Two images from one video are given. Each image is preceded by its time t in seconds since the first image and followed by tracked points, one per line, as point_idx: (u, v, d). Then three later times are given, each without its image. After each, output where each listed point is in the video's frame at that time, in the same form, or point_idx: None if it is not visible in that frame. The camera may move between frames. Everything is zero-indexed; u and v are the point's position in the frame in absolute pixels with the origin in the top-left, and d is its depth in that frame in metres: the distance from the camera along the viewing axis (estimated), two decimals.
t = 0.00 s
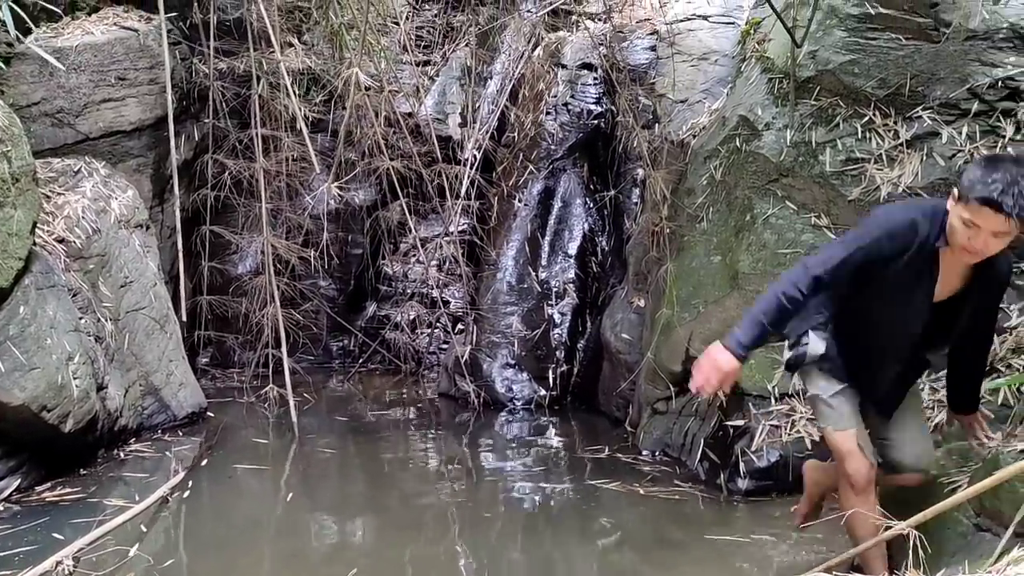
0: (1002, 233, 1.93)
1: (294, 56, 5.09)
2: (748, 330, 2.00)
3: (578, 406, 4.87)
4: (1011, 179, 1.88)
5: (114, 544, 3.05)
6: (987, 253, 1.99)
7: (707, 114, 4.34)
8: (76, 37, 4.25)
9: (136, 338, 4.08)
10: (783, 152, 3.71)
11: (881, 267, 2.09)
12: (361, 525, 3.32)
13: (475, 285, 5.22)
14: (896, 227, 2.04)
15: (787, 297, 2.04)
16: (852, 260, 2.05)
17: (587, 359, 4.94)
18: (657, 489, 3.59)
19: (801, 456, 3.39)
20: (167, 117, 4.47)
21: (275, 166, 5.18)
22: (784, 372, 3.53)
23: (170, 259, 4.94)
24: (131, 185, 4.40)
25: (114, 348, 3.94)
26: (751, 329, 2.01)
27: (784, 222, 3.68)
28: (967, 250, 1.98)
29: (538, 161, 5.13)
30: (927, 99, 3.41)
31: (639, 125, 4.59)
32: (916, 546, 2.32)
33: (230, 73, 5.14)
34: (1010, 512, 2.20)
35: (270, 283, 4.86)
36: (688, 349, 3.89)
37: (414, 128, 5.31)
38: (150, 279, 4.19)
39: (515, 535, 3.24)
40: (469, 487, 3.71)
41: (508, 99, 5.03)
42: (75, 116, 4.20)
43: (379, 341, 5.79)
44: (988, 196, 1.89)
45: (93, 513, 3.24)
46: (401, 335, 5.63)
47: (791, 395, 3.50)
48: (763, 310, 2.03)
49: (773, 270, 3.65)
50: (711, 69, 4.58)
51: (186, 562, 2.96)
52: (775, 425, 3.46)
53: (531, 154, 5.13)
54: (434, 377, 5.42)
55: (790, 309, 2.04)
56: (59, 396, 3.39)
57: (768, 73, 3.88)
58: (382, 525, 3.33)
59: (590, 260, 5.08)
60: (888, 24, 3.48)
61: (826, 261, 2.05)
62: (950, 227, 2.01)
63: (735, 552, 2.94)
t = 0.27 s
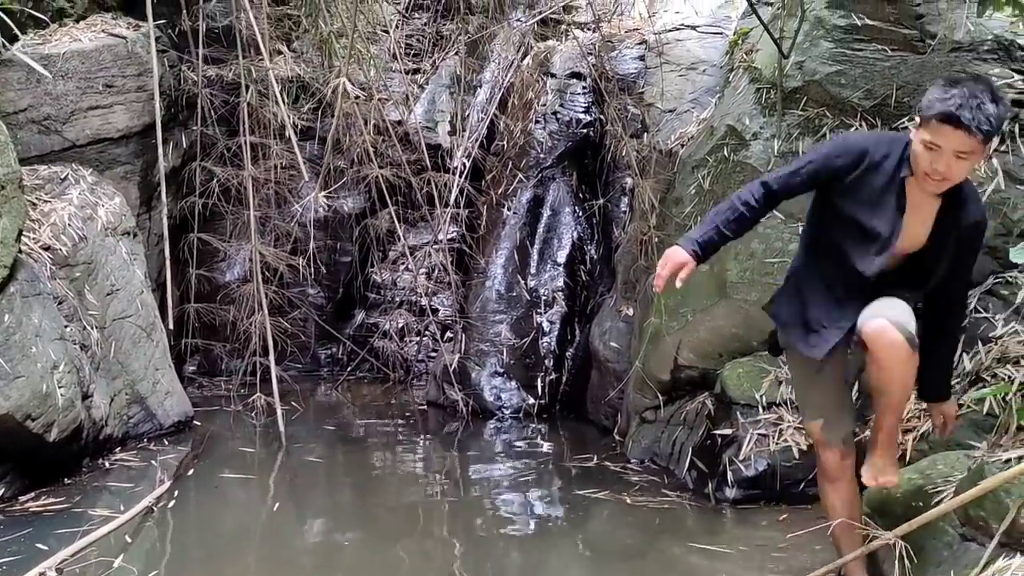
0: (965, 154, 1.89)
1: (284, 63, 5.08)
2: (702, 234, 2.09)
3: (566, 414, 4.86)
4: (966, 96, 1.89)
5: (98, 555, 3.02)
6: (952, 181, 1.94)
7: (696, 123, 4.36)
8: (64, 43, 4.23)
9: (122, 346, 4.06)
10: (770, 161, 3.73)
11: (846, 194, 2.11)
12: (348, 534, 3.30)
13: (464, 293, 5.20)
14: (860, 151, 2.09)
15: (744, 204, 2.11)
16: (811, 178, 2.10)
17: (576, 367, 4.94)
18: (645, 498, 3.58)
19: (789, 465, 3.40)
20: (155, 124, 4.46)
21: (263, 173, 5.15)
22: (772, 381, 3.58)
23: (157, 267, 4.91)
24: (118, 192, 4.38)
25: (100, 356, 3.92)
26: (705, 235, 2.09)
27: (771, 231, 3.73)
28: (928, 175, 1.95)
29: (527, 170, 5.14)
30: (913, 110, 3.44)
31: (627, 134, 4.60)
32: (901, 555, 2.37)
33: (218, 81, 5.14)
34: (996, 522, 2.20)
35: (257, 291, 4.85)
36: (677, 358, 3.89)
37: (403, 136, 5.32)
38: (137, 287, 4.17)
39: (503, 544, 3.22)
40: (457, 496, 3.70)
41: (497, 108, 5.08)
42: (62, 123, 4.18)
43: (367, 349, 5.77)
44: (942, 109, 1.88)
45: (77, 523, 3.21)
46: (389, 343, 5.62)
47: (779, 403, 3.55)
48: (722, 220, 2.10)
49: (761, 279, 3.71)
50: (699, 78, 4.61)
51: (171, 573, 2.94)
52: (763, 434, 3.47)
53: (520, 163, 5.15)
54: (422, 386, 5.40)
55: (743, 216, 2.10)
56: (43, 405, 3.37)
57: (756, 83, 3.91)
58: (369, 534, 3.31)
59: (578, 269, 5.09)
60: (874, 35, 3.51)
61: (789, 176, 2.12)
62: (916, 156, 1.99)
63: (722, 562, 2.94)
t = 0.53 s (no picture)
0: (884, 135, 1.91)
1: (275, 71, 5.08)
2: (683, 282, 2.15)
3: (557, 422, 4.86)
4: (871, 80, 1.93)
5: (86, 565, 3.00)
6: (886, 166, 1.95)
7: (686, 131, 4.39)
8: (53, 51, 4.23)
9: (111, 354, 4.04)
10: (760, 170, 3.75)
11: (792, 201, 2.16)
12: (339, 543, 3.29)
13: (455, 300, 5.20)
14: (800, 161, 2.14)
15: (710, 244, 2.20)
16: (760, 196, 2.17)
17: (567, 374, 4.94)
18: (636, 506, 3.58)
19: (778, 472, 3.40)
20: (145, 131, 4.45)
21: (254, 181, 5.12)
22: (762, 389, 3.60)
23: (147, 275, 4.90)
24: (108, 199, 4.37)
25: (89, 364, 3.90)
26: (687, 281, 2.16)
27: (762, 239, 3.75)
28: (857, 164, 1.97)
29: (518, 177, 5.15)
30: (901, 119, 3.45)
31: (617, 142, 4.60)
32: (890, 563, 2.38)
33: (209, 88, 5.14)
34: (983, 531, 2.21)
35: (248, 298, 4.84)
36: (668, 366, 3.90)
37: (394, 144, 5.33)
38: (126, 295, 4.15)
39: (494, 553, 3.21)
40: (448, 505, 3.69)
41: (488, 115, 5.06)
42: (51, 130, 4.17)
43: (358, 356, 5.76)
44: (848, 97, 1.93)
45: (65, 533, 3.19)
46: (381, 350, 5.62)
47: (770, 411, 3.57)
48: (696, 264, 2.18)
49: (751, 287, 3.72)
50: (689, 87, 4.66)
51: None
52: (754, 442, 3.49)
53: (511, 170, 5.15)
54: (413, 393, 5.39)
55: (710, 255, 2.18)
56: (31, 414, 3.35)
57: (746, 91, 3.92)
58: (360, 543, 3.30)
59: (570, 276, 5.10)
60: (863, 45, 3.56)
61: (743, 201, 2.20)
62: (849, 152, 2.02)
63: (713, 569, 2.94)
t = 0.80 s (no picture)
0: (811, 156, 1.87)
1: (269, 80, 5.08)
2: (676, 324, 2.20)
3: (552, 430, 4.87)
4: (791, 100, 1.89)
5: None
6: (822, 186, 1.91)
7: (680, 139, 4.41)
8: (48, 60, 4.23)
9: (105, 364, 4.03)
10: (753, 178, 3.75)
11: (743, 219, 2.14)
12: (334, 553, 3.28)
13: (450, 309, 5.20)
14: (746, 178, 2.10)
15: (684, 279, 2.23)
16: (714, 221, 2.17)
17: (562, 382, 4.95)
18: (631, 514, 3.58)
19: (773, 480, 3.43)
20: (140, 140, 4.45)
21: (249, 190, 5.14)
22: (756, 397, 3.61)
23: (141, 284, 4.89)
24: (102, 209, 4.37)
25: (83, 374, 3.89)
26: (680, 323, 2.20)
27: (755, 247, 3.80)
28: (791, 185, 1.93)
29: (513, 185, 5.16)
30: (894, 127, 3.49)
31: (612, 150, 4.64)
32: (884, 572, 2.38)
33: (204, 98, 5.12)
34: (977, 539, 2.22)
35: (243, 306, 4.81)
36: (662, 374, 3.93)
37: (389, 152, 5.33)
38: (121, 304, 4.14)
39: (490, 562, 3.20)
40: (443, 513, 3.68)
41: (482, 124, 5.09)
42: (46, 139, 4.16)
43: (353, 365, 5.79)
44: (770, 121, 1.89)
45: (59, 543, 3.17)
46: (375, 359, 5.61)
47: (766, 420, 3.55)
48: (681, 299, 2.22)
49: (744, 295, 3.76)
50: (682, 95, 4.68)
51: None
52: (748, 450, 3.49)
53: (506, 178, 5.16)
54: (408, 402, 5.39)
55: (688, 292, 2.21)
56: (25, 424, 3.34)
57: (739, 101, 3.97)
58: (355, 553, 3.29)
59: (564, 284, 5.11)
60: (856, 53, 3.61)
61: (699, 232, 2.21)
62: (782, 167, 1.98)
63: None
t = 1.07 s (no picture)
0: (736, 104, 2.03)
1: (267, 85, 5.10)
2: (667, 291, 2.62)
3: (550, 435, 4.88)
4: (708, 51, 2.07)
5: None
6: (753, 132, 2.07)
7: (678, 144, 4.40)
8: (46, 66, 4.23)
9: (104, 369, 4.03)
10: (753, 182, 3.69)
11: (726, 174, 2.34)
12: (333, 558, 3.28)
13: (448, 313, 5.19)
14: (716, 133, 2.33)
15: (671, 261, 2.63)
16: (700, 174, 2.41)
17: (560, 387, 4.96)
18: (629, 519, 3.59)
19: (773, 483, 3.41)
20: (138, 146, 4.46)
21: (247, 195, 5.15)
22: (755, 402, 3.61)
23: (139, 289, 4.89)
24: (101, 215, 4.37)
25: (82, 380, 3.89)
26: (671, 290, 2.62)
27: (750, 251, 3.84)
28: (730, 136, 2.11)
29: (510, 190, 5.19)
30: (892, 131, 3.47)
31: (609, 154, 4.67)
32: None
33: (202, 103, 5.11)
34: (977, 544, 2.22)
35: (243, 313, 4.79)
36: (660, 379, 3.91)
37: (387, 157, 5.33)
38: (119, 309, 4.14)
39: (489, 566, 3.21)
40: (442, 518, 3.69)
41: (479, 128, 5.07)
42: (45, 145, 4.17)
43: (351, 370, 5.80)
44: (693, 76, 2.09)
45: (58, 549, 3.17)
46: (373, 364, 5.62)
47: (766, 424, 3.54)
48: (672, 265, 2.63)
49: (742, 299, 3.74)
50: (680, 99, 4.68)
51: None
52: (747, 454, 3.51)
53: (503, 183, 5.19)
54: (406, 407, 5.40)
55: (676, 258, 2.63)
56: (24, 430, 3.33)
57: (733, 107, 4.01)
58: (354, 558, 3.28)
59: (562, 288, 5.11)
60: (853, 57, 3.65)
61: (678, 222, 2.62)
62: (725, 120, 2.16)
63: None
